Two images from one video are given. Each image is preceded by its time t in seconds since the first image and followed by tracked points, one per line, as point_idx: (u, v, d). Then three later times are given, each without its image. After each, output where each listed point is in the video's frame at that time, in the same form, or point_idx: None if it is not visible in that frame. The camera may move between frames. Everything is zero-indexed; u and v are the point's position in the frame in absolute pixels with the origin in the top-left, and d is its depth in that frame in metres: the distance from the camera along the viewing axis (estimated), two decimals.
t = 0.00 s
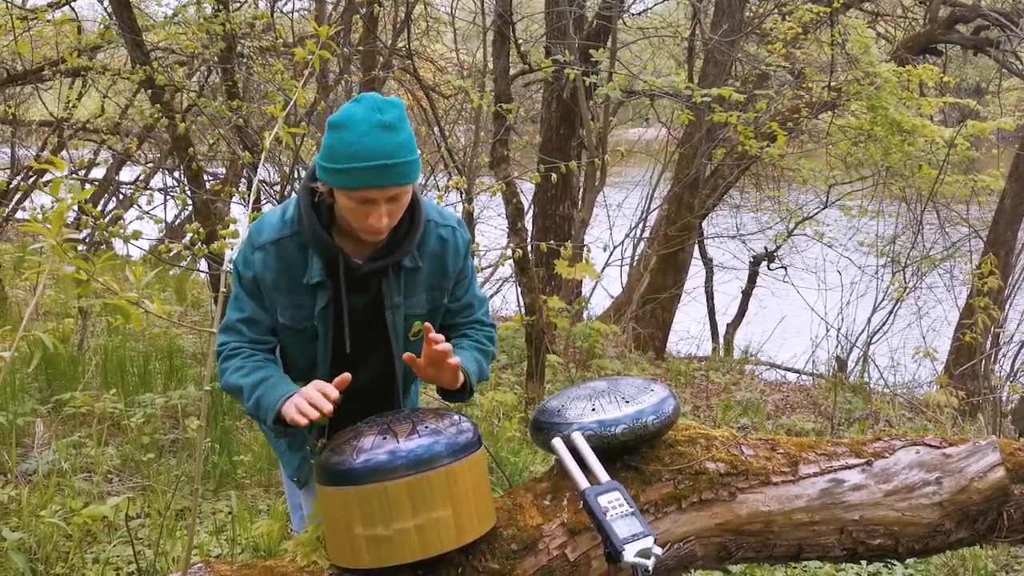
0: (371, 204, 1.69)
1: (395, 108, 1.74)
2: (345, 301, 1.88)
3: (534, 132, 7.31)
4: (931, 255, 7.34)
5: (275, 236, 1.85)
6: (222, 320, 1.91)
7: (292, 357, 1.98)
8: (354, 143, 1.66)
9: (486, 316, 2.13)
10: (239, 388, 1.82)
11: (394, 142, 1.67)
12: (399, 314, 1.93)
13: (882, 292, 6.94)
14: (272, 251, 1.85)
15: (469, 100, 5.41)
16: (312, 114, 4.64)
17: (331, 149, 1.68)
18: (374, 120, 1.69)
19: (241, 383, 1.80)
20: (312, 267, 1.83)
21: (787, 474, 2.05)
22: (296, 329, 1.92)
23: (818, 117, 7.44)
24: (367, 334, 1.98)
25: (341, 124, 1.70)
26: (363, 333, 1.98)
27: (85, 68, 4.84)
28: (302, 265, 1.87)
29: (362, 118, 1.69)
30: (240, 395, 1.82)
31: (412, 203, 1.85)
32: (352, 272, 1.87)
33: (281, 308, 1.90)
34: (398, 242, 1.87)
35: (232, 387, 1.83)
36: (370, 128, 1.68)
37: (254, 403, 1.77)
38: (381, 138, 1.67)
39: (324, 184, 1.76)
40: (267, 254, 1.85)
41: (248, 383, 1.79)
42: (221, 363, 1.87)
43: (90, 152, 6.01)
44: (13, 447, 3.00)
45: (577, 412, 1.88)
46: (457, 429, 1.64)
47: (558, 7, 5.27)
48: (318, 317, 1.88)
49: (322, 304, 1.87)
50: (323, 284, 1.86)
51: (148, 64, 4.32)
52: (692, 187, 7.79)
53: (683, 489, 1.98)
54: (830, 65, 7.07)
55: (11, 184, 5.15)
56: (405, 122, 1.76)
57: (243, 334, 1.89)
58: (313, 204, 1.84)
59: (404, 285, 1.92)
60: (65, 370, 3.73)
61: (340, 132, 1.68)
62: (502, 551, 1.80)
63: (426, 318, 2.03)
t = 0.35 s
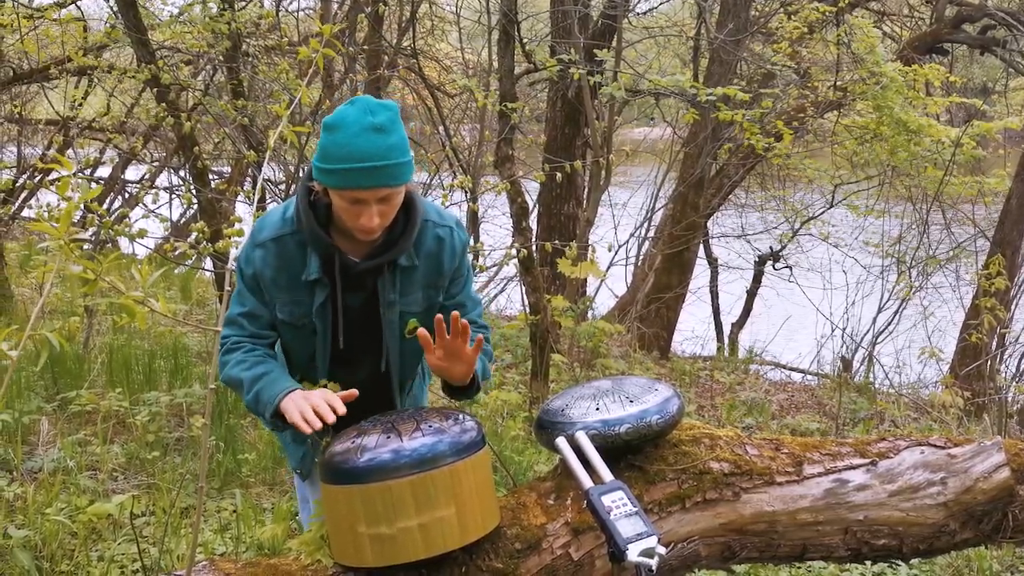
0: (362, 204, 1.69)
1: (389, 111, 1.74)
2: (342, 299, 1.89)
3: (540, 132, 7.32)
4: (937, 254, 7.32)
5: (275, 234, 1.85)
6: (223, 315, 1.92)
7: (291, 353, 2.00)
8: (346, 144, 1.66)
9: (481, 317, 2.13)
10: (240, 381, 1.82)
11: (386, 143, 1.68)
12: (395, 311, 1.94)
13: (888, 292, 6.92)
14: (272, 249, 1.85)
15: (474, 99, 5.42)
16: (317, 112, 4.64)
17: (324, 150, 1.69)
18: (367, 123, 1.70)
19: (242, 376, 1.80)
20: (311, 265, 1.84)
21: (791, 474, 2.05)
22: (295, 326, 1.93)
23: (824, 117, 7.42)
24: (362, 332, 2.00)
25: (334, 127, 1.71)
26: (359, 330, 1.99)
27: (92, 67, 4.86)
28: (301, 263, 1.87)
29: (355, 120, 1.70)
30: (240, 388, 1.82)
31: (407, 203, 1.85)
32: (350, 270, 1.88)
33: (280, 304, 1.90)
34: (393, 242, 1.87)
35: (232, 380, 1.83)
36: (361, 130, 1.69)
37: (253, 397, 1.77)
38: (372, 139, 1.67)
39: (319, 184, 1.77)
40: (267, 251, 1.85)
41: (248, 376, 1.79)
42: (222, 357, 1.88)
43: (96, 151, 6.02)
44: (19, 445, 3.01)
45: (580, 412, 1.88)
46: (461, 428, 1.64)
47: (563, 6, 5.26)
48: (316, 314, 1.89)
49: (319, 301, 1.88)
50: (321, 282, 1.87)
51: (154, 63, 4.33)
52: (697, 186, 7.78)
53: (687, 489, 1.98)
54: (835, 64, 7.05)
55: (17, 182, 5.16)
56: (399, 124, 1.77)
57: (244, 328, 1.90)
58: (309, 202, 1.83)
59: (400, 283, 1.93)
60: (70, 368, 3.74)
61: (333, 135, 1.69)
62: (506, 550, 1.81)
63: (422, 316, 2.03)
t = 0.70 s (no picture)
0: (354, 210, 1.70)
1: (370, 115, 1.74)
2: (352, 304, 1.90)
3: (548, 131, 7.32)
4: (946, 255, 7.29)
5: (279, 247, 1.86)
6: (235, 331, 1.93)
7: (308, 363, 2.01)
8: (329, 153, 1.67)
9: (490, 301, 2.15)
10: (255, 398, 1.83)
11: (369, 148, 1.68)
12: (406, 309, 1.95)
13: (896, 292, 6.89)
14: (278, 262, 1.86)
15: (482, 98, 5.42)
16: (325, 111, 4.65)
17: (311, 162, 1.69)
18: (348, 129, 1.70)
19: (256, 394, 1.81)
20: (317, 274, 1.85)
21: (797, 474, 2.05)
22: (308, 335, 1.94)
23: (833, 116, 7.39)
24: (371, 335, 2.00)
25: (318, 137, 1.71)
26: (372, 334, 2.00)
27: (101, 65, 4.87)
28: (308, 273, 1.88)
29: (337, 128, 1.71)
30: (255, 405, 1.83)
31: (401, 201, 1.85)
32: (357, 275, 1.89)
33: (290, 315, 1.92)
34: (395, 242, 1.88)
35: (248, 397, 1.83)
36: (344, 138, 1.69)
37: (266, 414, 1.78)
38: (355, 146, 1.67)
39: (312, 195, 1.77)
40: (274, 264, 1.86)
41: (261, 394, 1.80)
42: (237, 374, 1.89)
43: (105, 149, 6.04)
44: (27, 441, 3.03)
45: (586, 411, 1.88)
46: (467, 427, 1.64)
47: (571, 6, 5.26)
48: (327, 321, 1.91)
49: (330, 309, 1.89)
50: (330, 290, 1.88)
51: (162, 61, 4.35)
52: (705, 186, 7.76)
53: (693, 489, 1.98)
54: (844, 63, 7.02)
55: (26, 180, 5.19)
56: (382, 128, 1.77)
57: (259, 342, 1.91)
58: (306, 213, 1.84)
59: (407, 280, 1.94)
60: (79, 364, 3.76)
61: (317, 145, 1.70)
62: (511, 548, 1.81)
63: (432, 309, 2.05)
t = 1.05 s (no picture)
0: (353, 217, 1.71)
1: (364, 123, 1.74)
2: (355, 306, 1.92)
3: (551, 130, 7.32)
4: (950, 254, 7.27)
5: (284, 252, 1.86)
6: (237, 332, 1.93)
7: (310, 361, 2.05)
8: (324, 163, 1.66)
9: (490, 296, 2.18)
10: (266, 394, 1.81)
11: (365, 156, 1.68)
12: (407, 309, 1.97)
13: (900, 292, 6.87)
14: (283, 266, 1.86)
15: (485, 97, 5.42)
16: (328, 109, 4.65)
17: (308, 171, 1.69)
18: (344, 138, 1.70)
19: (270, 389, 1.80)
20: (321, 278, 1.86)
21: (799, 474, 2.04)
22: (312, 336, 1.97)
23: (837, 116, 7.37)
24: (373, 332, 2.03)
25: (314, 146, 1.71)
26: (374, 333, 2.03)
27: (105, 64, 4.88)
28: (312, 276, 1.89)
29: (332, 137, 1.70)
30: (263, 402, 1.81)
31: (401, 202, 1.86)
32: (360, 277, 1.91)
33: (295, 318, 1.94)
34: (396, 244, 1.88)
35: (254, 393, 1.82)
36: (340, 146, 1.69)
37: (280, 411, 1.77)
38: (351, 155, 1.67)
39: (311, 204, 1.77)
40: (278, 269, 1.87)
41: (276, 389, 1.79)
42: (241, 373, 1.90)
43: (109, 147, 6.05)
44: (31, 439, 3.04)
45: (588, 410, 1.87)
46: (468, 426, 1.65)
47: (575, 5, 5.25)
48: (331, 324, 1.93)
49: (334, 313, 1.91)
50: (334, 294, 1.89)
51: (167, 60, 4.35)
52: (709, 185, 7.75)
53: (695, 488, 1.98)
54: (849, 62, 7.00)
55: (31, 178, 5.20)
56: (377, 134, 1.77)
57: (263, 339, 1.90)
58: (305, 220, 1.83)
59: (408, 281, 1.96)
60: (82, 362, 3.76)
61: (312, 155, 1.69)
62: (514, 547, 1.81)
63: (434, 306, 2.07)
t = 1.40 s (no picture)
0: (369, 176, 1.70)
1: (376, 87, 1.77)
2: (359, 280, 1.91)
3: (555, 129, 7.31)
4: (954, 254, 7.25)
5: (286, 226, 1.88)
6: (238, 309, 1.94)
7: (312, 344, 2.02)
8: (340, 121, 1.68)
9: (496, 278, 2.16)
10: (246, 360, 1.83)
11: (378, 114, 1.70)
12: (413, 285, 1.95)
13: (904, 292, 6.86)
14: (285, 241, 1.88)
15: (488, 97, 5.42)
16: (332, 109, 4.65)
17: (322, 133, 1.71)
18: (357, 99, 1.73)
19: (248, 355, 1.83)
20: (326, 251, 1.86)
21: (802, 473, 2.04)
22: (314, 314, 1.95)
23: (841, 115, 7.35)
24: (378, 311, 2.00)
25: (329, 109, 1.73)
26: (378, 312, 2.00)
27: (109, 63, 4.89)
28: (315, 251, 1.90)
29: (346, 99, 1.73)
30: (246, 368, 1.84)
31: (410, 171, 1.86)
32: (365, 250, 1.90)
33: (295, 295, 1.93)
34: (403, 216, 1.88)
35: (239, 361, 1.85)
36: (354, 106, 1.71)
37: (258, 373, 1.78)
38: (365, 113, 1.69)
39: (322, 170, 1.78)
40: (281, 243, 1.88)
41: (253, 354, 1.82)
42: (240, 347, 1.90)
43: (113, 146, 6.06)
44: (35, 437, 3.04)
45: (591, 410, 1.88)
46: (471, 425, 1.65)
47: (578, 4, 5.25)
48: (334, 299, 1.91)
49: (337, 286, 1.89)
50: (337, 268, 1.89)
51: (170, 59, 4.36)
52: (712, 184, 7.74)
53: (697, 488, 1.98)
54: (852, 61, 6.98)
55: (35, 177, 5.21)
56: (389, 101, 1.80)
57: (257, 317, 1.93)
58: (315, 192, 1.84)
59: (414, 256, 1.95)
60: (87, 361, 3.77)
61: (327, 116, 1.71)
62: (516, 547, 1.81)
63: (440, 286, 2.05)
